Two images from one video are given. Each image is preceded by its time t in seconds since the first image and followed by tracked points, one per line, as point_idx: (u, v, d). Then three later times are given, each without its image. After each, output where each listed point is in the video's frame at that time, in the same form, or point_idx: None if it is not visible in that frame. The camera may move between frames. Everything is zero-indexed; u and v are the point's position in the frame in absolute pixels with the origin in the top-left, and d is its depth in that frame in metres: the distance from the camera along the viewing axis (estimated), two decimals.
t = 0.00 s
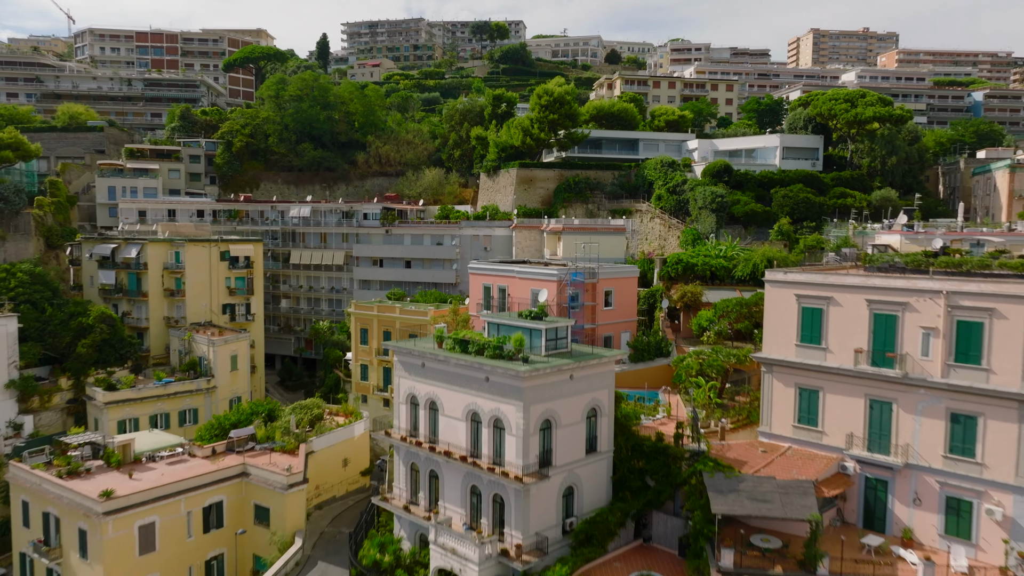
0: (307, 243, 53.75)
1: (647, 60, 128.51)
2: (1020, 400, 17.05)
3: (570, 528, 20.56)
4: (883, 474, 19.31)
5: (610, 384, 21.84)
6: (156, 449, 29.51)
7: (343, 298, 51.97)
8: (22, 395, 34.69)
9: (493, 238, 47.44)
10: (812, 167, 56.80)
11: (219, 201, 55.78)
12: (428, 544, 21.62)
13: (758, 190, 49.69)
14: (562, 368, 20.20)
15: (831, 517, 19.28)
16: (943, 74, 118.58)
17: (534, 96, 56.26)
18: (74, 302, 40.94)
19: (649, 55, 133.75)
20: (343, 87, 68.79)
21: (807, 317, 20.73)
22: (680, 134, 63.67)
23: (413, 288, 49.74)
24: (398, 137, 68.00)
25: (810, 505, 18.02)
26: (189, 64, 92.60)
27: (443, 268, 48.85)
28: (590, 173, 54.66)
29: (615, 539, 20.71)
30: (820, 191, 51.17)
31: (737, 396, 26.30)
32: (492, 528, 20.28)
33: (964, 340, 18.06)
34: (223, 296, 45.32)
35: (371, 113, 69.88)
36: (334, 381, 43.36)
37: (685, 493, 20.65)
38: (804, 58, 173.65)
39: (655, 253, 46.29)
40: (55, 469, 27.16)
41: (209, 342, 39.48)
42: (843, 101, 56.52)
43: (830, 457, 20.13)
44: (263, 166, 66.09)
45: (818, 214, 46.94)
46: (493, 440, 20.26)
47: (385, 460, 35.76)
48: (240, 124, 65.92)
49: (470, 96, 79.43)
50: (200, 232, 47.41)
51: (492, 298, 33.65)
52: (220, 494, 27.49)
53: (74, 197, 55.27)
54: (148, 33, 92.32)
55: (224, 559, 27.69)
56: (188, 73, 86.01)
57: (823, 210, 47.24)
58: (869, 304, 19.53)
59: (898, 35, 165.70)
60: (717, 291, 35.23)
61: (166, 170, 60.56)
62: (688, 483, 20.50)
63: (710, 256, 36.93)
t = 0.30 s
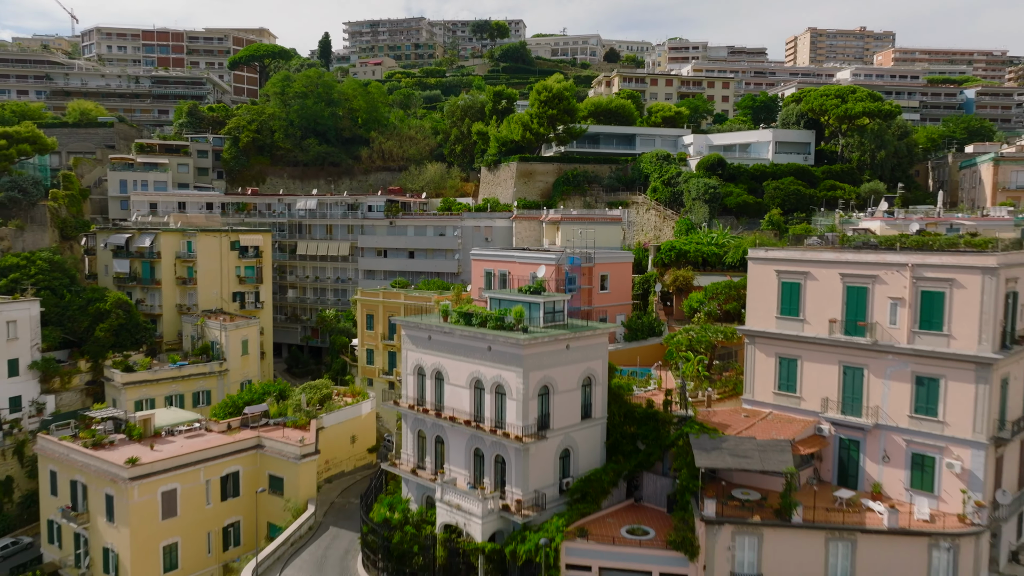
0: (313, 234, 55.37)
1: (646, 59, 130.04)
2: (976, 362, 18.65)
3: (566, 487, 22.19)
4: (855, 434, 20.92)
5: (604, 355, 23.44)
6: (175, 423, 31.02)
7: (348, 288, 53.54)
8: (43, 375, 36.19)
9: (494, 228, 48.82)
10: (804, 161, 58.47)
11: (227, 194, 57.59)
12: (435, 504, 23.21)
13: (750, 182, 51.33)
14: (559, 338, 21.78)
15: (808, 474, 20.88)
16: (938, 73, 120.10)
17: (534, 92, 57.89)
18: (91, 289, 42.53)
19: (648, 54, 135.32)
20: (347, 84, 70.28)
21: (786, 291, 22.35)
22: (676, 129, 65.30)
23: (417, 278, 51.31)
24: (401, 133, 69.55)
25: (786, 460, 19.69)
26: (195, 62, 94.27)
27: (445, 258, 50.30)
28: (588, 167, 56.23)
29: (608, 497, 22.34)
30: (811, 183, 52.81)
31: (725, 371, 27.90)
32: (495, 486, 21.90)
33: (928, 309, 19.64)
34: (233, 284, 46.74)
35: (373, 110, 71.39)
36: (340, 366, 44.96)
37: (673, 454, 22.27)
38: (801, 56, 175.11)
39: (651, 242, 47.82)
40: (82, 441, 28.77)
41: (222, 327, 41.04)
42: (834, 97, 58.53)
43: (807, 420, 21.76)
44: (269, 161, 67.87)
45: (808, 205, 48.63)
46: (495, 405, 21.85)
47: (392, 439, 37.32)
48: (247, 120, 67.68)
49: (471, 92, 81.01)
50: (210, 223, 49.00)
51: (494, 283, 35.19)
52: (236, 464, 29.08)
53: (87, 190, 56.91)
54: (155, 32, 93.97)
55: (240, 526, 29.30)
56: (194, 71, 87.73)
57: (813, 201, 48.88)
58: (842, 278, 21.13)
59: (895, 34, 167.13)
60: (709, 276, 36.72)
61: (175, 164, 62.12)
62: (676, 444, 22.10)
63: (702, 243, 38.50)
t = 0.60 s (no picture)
0: (319, 227, 57.02)
1: (644, 58, 131.52)
2: (940, 330, 20.25)
3: (563, 452, 23.79)
4: (831, 400, 22.51)
5: (598, 330, 25.03)
6: (191, 400, 32.61)
7: (353, 278, 55.07)
8: (64, 357, 37.77)
9: (494, 220, 50.25)
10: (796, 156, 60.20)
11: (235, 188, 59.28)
12: (440, 468, 24.79)
13: (743, 175, 52.92)
14: (556, 312, 23.39)
15: (787, 437, 22.47)
16: (933, 71, 121.55)
17: (534, 88, 59.50)
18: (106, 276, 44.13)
19: (646, 53, 136.81)
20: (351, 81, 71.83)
21: (768, 269, 23.94)
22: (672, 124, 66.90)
23: (419, 268, 52.79)
24: (404, 129, 71.13)
25: (766, 422, 21.34)
26: (199, 61, 95.83)
27: (448, 249, 51.75)
28: (586, 161, 57.86)
29: (602, 461, 23.96)
30: (803, 176, 54.35)
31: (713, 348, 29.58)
32: (496, 450, 23.50)
33: (897, 282, 21.24)
34: (242, 273, 48.50)
35: (377, 106, 72.88)
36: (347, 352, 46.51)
37: (662, 420, 23.91)
38: (799, 55, 176.42)
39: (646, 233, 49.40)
40: (105, 415, 30.41)
41: (233, 313, 42.64)
42: (825, 93, 60.17)
43: (787, 388, 23.34)
44: (275, 156, 69.40)
45: (799, 197, 50.20)
46: (497, 374, 23.44)
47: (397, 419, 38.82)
48: (253, 116, 69.19)
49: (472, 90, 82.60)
50: (220, 215, 50.59)
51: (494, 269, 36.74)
52: (251, 438, 30.70)
53: (99, 184, 58.51)
54: (161, 30, 95.48)
55: (255, 497, 30.91)
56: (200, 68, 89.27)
57: (804, 193, 50.42)
58: (819, 255, 22.70)
59: (891, 33, 168.52)
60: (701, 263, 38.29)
61: (184, 159, 63.71)
62: (666, 411, 23.70)
63: (695, 231, 40.08)
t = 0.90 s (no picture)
0: (325, 219, 58.64)
1: (642, 57, 133.18)
2: (910, 302, 21.83)
3: (561, 420, 25.39)
4: (811, 371, 24.09)
5: (594, 308, 26.61)
6: (207, 379, 34.16)
7: (358, 269, 56.59)
8: (82, 341, 39.37)
9: (495, 212, 51.82)
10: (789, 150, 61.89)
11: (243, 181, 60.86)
12: (445, 437, 26.40)
13: (737, 168, 54.54)
14: (554, 289, 25.00)
15: (769, 406, 24.04)
16: (927, 69, 123.20)
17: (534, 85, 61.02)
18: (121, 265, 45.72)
19: (645, 52, 138.48)
20: (355, 78, 73.42)
21: (752, 249, 25.51)
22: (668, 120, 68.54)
23: (422, 259, 54.35)
24: (406, 125, 72.68)
25: (749, 389, 22.95)
26: (205, 59, 97.39)
27: (450, 240, 53.31)
28: (584, 155, 59.44)
29: (597, 429, 25.55)
30: (794, 169, 55.91)
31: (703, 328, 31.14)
32: (497, 419, 25.11)
33: (871, 259, 22.81)
34: (252, 263, 50.12)
35: (380, 103, 74.39)
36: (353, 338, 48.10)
37: (653, 391, 25.50)
38: (796, 54, 178.03)
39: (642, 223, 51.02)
40: (126, 393, 31.97)
41: (243, 300, 44.20)
42: (817, 89, 61.85)
43: (770, 360, 24.92)
44: (280, 152, 70.97)
45: (790, 189, 51.79)
46: (498, 347, 25.07)
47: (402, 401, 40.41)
48: (259, 113, 70.75)
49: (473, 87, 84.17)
50: (230, 206, 52.18)
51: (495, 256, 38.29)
52: (264, 414, 32.27)
53: (110, 177, 60.10)
54: (166, 29, 97.06)
55: (268, 471, 32.50)
56: (206, 66, 90.86)
57: (795, 185, 52.02)
58: (799, 235, 24.28)
59: (888, 32, 170.17)
60: (694, 250, 39.83)
61: (192, 154, 65.37)
62: (656, 382, 25.30)
63: (689, 220, 41.61)
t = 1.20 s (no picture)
0: (330, 212, 60.28)
1: (641, 55, 134.79)
2: (884, 278, 23.45)
3: (559, 393, 26.99)
4: (793, 344, 25.68)
5: (590, 287, 28.18)
6: (221, 360, 35.72)
7: (362, 260, 58.11)
8: (99, 326, 40.95)
9: (496, 204, 53.33)
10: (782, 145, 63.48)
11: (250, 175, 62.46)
12: (449, 409, 27.99)
13: (730, 161, 56.16)
14: (552, 269, 26.57)
15: (754, 377, 25.61)
16: (922, 67, 124.71)
17: (534, 82, 62.57)
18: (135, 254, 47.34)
19: (643, 51, 140.09)
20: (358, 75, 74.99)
21: (739, 231, 27.05)
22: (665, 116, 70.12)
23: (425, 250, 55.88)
24: (408, 122, 74.22)
25: (735, 360, 24.55)
26: (210, 57, 99.04)
27: (452, 232, 54.83)
28: (583, 149, 61.03)
29: (593, 401, 27.14)
30: (787, 163, 57.39)
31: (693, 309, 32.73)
32: (499, 391, 26.72)
33: (848, 239, 24.43)
34: (260, 254, 51.59)
35: (383, 100, 75.90)
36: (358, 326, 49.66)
37: (646, 365, 27.09)
38: (794, 52, 179.53)
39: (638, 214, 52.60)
40: (145, 372, 33.55)
41: (254, 288, 45.80)
42: (809, 85, 63.54)
43: (755, 336, 26.50)
44: (286, 147, 72.55)
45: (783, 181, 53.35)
46: (499, 324, 26.66)
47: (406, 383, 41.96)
48: (265, 109, 72.32)
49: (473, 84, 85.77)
50: (238, 199, 53.77)
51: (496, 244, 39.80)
52: (276, 392, 33.85)
53: (120, 172, 61.75)
54: (172, 28, 98.72)
55: (280, 446, 34.11)
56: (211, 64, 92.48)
57: (787, 177, 53.62)
58: (782, 218, 25.86)
59: (884, 30, 171.73)
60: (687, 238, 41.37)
61: (200, 149, 66.99)
62: (648, 356, 26.88)
63: (683, 210, 43.18)
